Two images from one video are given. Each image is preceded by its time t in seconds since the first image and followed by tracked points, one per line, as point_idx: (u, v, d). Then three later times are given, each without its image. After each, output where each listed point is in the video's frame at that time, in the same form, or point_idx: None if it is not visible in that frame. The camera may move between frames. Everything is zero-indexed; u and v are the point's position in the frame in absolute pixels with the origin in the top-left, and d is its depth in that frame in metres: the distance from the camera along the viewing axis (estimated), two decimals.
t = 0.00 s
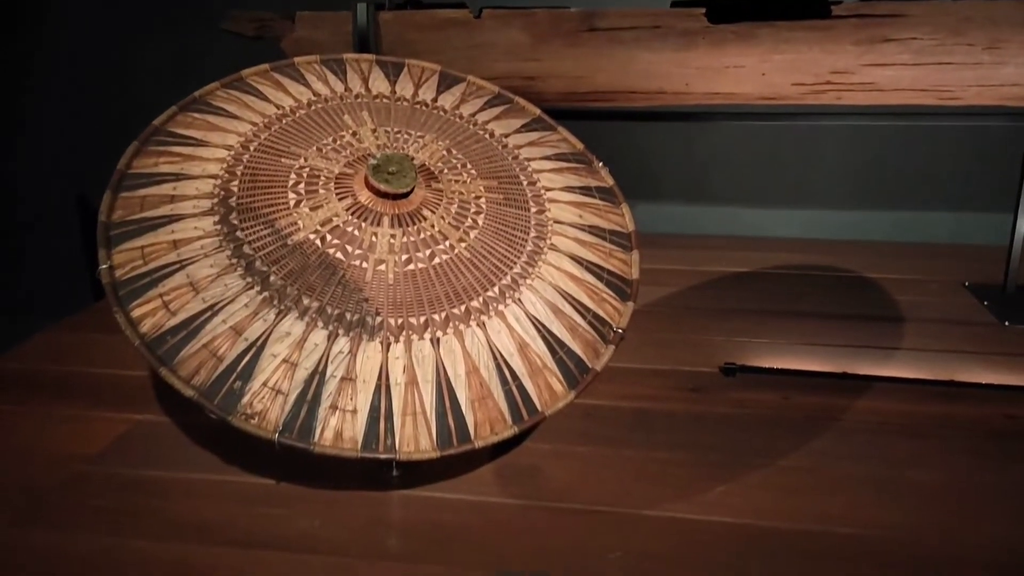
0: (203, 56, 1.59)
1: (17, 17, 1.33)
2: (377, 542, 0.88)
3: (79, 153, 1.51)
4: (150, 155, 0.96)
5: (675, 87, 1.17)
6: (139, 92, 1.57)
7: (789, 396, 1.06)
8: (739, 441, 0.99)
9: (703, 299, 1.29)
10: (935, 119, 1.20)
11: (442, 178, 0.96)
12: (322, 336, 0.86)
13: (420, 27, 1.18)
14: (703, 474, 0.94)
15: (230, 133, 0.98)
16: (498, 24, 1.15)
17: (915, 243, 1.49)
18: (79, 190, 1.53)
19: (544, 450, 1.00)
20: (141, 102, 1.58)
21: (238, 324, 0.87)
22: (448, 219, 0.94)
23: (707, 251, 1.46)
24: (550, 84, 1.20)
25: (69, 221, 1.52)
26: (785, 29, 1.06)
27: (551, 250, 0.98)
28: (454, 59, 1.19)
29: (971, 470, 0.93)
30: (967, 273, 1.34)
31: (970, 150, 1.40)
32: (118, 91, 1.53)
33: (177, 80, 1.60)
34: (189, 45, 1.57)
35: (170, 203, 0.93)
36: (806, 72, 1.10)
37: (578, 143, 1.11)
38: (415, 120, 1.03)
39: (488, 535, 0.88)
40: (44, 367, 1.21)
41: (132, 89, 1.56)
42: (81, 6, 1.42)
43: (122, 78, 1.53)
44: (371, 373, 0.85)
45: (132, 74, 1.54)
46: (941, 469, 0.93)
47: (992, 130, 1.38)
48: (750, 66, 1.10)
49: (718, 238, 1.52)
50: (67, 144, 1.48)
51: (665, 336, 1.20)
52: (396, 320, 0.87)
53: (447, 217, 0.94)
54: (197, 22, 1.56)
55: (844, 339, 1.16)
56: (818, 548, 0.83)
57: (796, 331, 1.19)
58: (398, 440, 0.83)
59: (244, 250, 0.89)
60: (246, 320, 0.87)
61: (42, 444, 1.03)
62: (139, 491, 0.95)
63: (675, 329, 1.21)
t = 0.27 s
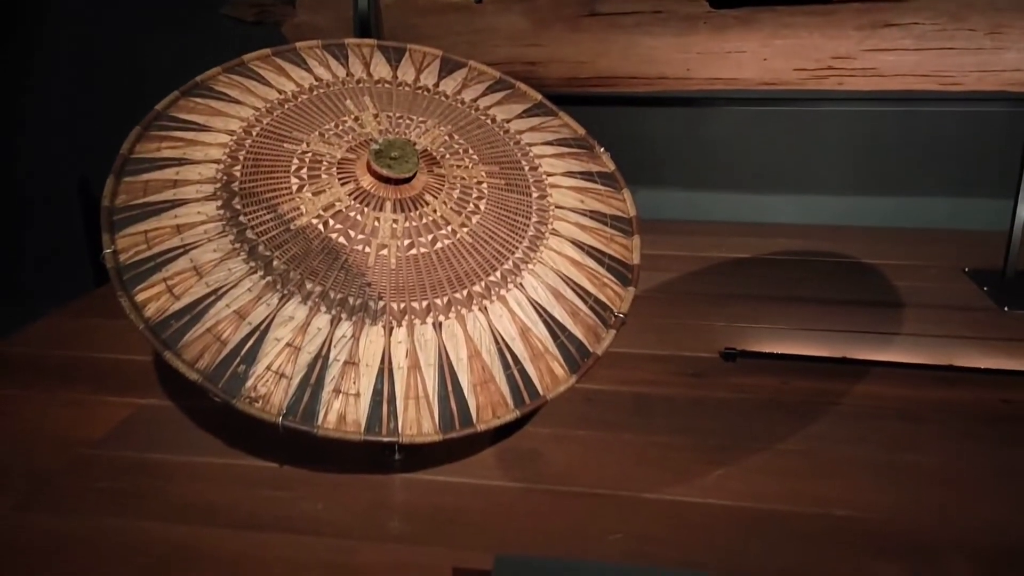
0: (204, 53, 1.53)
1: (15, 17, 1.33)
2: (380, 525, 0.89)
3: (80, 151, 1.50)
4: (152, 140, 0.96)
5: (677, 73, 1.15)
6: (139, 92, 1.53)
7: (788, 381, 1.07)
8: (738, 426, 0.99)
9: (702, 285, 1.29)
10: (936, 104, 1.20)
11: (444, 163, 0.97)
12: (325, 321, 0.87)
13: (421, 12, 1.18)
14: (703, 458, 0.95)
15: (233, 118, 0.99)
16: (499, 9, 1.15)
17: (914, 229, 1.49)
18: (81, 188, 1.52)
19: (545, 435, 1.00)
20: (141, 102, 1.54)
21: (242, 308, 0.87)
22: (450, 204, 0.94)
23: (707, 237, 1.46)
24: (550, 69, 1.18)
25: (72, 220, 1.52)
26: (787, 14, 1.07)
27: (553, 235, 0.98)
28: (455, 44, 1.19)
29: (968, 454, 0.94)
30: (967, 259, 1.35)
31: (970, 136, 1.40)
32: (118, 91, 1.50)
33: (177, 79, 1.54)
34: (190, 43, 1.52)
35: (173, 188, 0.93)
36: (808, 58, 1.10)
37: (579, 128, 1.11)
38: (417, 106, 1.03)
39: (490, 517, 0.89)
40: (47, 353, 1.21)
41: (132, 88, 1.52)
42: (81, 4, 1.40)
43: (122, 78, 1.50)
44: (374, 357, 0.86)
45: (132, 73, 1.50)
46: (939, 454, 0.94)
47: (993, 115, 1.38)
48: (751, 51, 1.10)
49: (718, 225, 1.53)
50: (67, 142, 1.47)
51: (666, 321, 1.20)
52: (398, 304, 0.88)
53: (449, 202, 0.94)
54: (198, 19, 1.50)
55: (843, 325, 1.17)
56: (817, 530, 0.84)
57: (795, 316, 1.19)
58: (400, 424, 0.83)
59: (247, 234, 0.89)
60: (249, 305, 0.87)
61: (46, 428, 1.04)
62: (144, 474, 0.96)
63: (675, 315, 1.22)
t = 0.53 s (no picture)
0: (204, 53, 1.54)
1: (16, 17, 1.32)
2: (375, 513, 0.90)
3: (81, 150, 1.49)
4: (149, 131, 0.96)
5: (673, 62, 1.16)
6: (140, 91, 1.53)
7: (783, 370, 1.07)
8: (733, 415, 1.00)
9: (698, 275, 1.30)
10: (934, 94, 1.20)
11: (440, 153, 0.97)
12: (321, 310, 0.87)
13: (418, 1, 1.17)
14: (697, 446, 0.95)
15: (229, 109, 0.99)
16: None
17: (911, 218, 1.49)
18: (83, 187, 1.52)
19: (540, 423, 1.01)
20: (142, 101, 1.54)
21: (238, 298, 0.88)
22: (446, 194, 0.94)
23: (704, 227, 1.46)
24: (547, 59, 1.20)
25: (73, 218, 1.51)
26: (783, 4, 1.06)
27: (548, 225, 0.98)
28: (452, 33, 1.19)
29: (960, 442, 0.94)
30: (963, 249, 1.35)
31: (968, 125, 1.40)
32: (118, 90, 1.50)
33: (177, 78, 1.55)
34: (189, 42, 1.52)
35: (169, 178, 0.94)
36: (804, 47, 1.09)
37: (575, 118, 1.11)
38: (413, 96, 1.03)
39: (485, 506, 0.89)
40: (47, 342, 1.22)
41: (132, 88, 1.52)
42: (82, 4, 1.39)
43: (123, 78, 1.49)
44: (369, 346, 0.86)
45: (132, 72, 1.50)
46: (932, 442, 0.94)
47: (991, 105, 1.38)
48: (749, 40, 1.10)
49: (716, 215, 1.53)
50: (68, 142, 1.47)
51: (662, 311, 1.20)
52: (394, 294, 0.88)
53: (444, 193, 0.94)
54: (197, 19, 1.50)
55: (839, 314, 1.17)
56: (809, 518, 0.85)
57: (791, 305, 1.20)
58: (395, 412, 0.84)
59: (244, 225, 0.90)
60: (245, 294, 0.88)
61: (46, 417, 1.05)
62: (143, 463, 0.97)
63: (671, 305, 1.22)
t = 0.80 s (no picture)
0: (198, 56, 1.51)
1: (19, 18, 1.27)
2: (359, 507, 0.90)
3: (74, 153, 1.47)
4: (136, 126, 0.97)
5: (664, 58, 1.14)
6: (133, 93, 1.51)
7: (770, 365, 1.07)
8: (719, 410, 1.00)
9: (687, 270, 1.30)
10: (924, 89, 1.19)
11: (426, 149, 0.97)
12: (306, 306, 0.88)
13: None
14: (681, 442, 0.96)
15: (216, 105, 0.99)
16: None
17: (902, 214, 1.49)
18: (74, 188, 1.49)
19: (525, 418, 1.01)
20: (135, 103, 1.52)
21: (222, 294, 0.88)
22: (431, 191, 0.94)
23: (695, 221, 1.46)
24: (537, 55, 1.18)
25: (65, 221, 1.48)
26: None
27: (533, 221, 0.99)
28: (442, 28, 1.19)
29: (944, 439, 0.94)
30: (953, 244, 1.35)
31: (959, 120, 1.40)
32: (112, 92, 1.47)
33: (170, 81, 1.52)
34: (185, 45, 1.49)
35: (155, 174, 0.94)
36: (793, 43, 1.09)
37: (562, 115, 1.11)
38: (400, 92, 1.03)
39: (467, 500, 0.90)
40: (38, 337, 1.23)
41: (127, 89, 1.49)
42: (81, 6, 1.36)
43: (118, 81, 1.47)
44: (353, 342, 0.87)
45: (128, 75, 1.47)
46: (916, 438, 0.94)
47: (981, 100, 1.38)
48: (737, 36, 1.10)
49: (707, 210, 1.53)
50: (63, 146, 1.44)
51: (649, 306, 1.21)
52: (378, 290, 0.89)
53: (429, 189, 0.94)
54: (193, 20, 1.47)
55: (827, 310, 1.17)
56: (791, 512, 0.85)
57: (779, 300, 1.20)
58: (379, 408, 0.85)
59: (229, 221, 0.90)
60: (230, 290, 0.88)
61: (36, 411, 1.06)
62: (131, 457, 0.98)
63: (660, 300, 1.22)
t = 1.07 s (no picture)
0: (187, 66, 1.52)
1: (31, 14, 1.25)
2: (333, 517, 0.91)
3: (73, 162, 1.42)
4: (117, 140, 0.97)
5: (647, 66, 1.14)
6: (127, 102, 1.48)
7: (752, 374, 1.07)
8: (698, 421, 1.00)
9: (671, 275, 1.29)
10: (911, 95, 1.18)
11: (404, 163, 0.97)
12: (282, 321, 0.88)
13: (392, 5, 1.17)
14: (658, 453, 0.95)
15: (196, 119, 0.99)
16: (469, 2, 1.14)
17: (891, 219, 1.48)
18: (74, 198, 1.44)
19: (503, 428, 1.02)
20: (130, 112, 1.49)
21: (199, 309, 0.88)
22: (408, 205, 0.94)
23: (682, 226, 1.46)
24: (520, 63, 1.18)
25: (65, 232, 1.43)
26: (755, 8, 1.06)
27: (510, 234, 0.99)
28: (426, 36, 1.19)
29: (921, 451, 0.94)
30: (941, 249, 1.34)
31: (945, 125, 1.40)
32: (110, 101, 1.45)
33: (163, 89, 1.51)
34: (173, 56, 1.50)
35: (134, 189, 0.94)
36: (775, 51, 1.08)
37: (541, 126, 1.11)
38: (380, 105, 1.03)
39: (441, 511, 0.90)
40: (26, 344, 1.24)
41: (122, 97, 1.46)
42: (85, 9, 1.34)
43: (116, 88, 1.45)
44: (328, 357, 0.87)
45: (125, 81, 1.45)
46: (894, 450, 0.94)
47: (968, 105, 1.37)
48: (719, 44, 1.09)
49: (695, 215, 1.52)
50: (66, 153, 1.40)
51: (632, 313, 1.20)
52: (354, 304, 0.89)
53: (406, 203, 0.94)
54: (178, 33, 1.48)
55: (810, 317, 1.16)
56: (766, 524, 0.85)
57: (762, 307, 1.19)
58: (353, 422, 0.85)
59: (206, 235, 0.91)
60: (207, 305, 0.89)
61: (20, 419, 1.07)
62: (112, 467, 0.98)
63: (643, 307, 1.22)
